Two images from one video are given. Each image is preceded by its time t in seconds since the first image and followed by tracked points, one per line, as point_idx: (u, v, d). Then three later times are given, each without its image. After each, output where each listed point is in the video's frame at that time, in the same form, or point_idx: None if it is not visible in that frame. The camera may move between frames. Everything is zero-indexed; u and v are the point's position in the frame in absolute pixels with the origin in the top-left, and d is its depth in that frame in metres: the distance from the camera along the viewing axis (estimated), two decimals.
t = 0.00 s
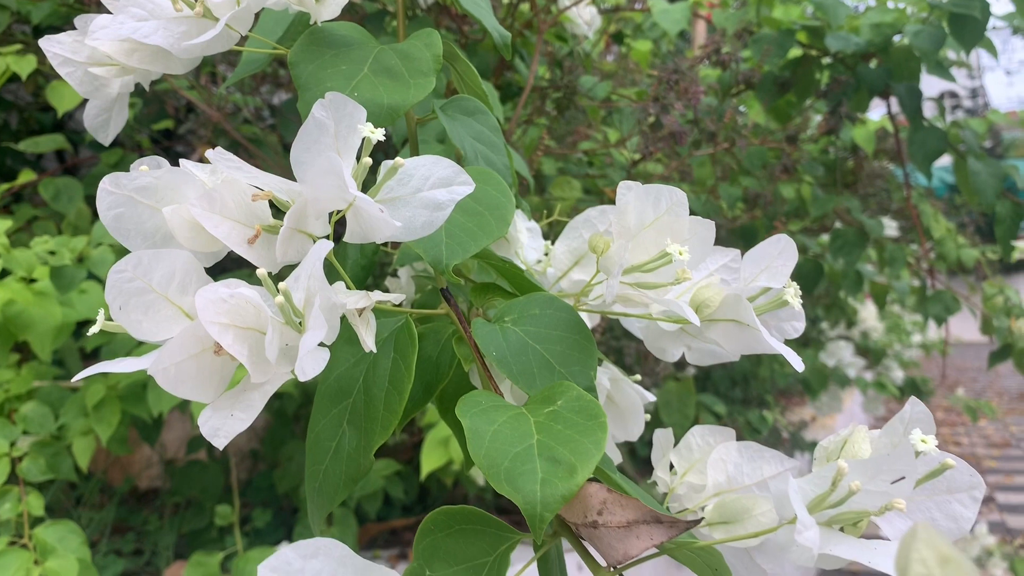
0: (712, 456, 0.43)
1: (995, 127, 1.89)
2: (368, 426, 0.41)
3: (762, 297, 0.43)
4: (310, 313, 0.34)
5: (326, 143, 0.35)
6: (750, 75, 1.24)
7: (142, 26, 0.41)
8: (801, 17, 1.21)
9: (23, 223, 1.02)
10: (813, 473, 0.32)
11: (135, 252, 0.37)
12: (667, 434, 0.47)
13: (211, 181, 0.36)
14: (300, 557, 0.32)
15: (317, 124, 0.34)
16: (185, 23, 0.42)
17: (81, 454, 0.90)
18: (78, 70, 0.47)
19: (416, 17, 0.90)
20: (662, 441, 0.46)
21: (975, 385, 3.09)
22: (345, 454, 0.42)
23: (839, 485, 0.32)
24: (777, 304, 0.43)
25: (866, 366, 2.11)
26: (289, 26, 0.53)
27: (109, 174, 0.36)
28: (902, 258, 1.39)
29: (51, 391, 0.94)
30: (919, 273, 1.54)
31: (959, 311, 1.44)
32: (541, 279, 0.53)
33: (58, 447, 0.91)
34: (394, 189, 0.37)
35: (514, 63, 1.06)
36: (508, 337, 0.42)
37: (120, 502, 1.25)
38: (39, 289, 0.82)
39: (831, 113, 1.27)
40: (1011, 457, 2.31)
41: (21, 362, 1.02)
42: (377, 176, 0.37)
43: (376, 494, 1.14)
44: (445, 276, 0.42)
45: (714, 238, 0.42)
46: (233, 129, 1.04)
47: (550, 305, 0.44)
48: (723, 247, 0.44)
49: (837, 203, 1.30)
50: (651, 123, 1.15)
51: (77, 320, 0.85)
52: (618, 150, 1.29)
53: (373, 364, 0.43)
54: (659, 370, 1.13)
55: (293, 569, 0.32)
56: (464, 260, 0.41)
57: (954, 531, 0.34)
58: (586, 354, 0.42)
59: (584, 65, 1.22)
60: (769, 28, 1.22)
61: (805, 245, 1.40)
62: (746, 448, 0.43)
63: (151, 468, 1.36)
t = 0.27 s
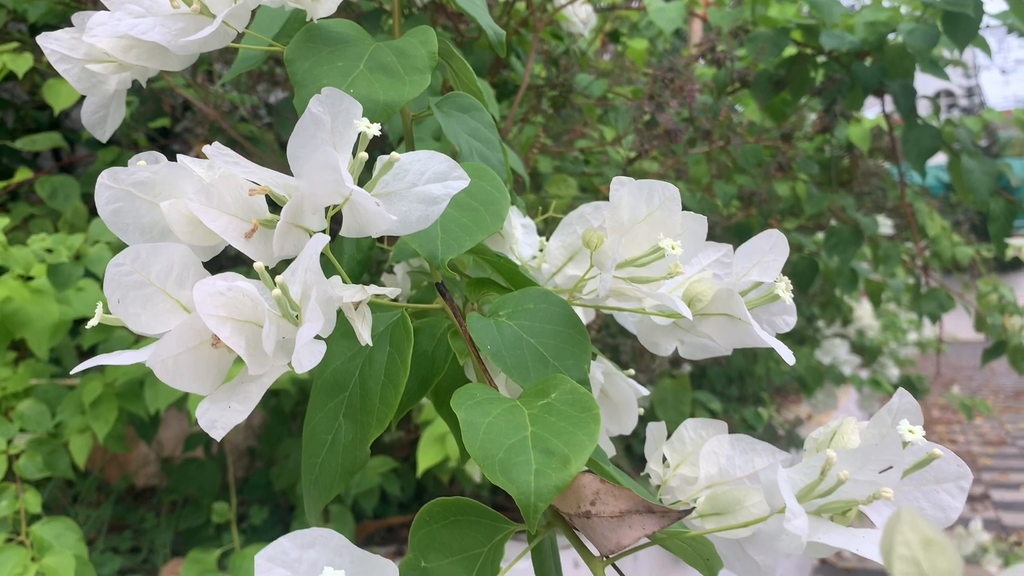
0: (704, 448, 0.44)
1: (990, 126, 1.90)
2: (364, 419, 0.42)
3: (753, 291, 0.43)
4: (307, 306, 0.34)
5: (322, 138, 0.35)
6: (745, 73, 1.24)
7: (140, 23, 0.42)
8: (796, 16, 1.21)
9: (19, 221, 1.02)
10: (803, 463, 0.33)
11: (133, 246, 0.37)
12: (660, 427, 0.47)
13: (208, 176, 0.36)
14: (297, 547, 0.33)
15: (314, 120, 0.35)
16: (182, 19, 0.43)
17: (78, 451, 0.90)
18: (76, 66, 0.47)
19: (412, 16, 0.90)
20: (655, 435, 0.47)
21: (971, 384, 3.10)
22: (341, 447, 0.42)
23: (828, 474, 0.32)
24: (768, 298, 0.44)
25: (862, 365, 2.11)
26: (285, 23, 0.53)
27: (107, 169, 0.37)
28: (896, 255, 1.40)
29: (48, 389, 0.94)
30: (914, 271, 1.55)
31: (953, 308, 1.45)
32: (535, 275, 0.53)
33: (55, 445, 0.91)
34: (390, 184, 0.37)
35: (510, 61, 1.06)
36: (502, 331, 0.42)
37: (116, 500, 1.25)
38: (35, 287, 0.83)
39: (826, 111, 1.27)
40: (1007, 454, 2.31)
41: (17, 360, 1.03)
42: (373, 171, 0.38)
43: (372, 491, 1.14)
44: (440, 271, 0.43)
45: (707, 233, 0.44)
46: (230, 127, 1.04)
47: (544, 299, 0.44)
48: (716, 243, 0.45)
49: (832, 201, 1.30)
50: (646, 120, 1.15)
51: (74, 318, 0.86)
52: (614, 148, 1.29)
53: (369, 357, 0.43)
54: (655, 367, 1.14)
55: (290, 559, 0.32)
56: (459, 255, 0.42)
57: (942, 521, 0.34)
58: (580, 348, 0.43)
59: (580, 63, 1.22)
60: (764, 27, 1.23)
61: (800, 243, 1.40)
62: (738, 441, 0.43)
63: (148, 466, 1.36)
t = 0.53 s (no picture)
0: (697, 441, 0.44)
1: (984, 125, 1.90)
2: (359, 412, 0.42)
3: (745, 287, 0.44)
4: (302, 300, 0.34)
5: (317, 134, 0.35)
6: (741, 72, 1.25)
7: (136, 20, 0.42)
8: (791, 14, 1.22)
9: (16, 219, 1.03)
10: (790, 454, 0.33)
11: (130, 241, 0.37)
12: (653, 421, 0.48)
13: (204, 172, 0.36)
14: (292, 539, 0.33)
15: (309, 116, 0.35)
16: (178, 17, 0.43)
17: (75, 449, 0.91)
18: (72, 63, 0.48)
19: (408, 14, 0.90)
20: (648, 429, 0.47)
21: (966, 382, 3.11)
22: (337, 441, 0.42)
23: (816, 464, 0.33)
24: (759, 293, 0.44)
25: (857, 363, 2.12)
26: (280, 21, 0.54)
27: (104, 165, 0.37)
28: (890, 253, 1.40)
29: (45, 387, 0.94)
30: (908, 269, 1.56)
31: (947, 306, 1.46)
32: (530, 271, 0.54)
33: (51, 443, 0.91)
34: (385, 180, 0.38)
35: (506, 59, 1.06)
36: (496, 326, 0.43)
37: (113, 498, 1.26)
38: (32, 285, 0.83)
39: (821, 109, 1.28)
40: (1002, 452, 2.32)
41: (13, 358, 1.03)
42: (367, 167, 0.38)
43: (369, 489, 1.14)
44: (435, 266, 0.43)
45: (699, 229, 0.44)
46: (226, 126, 1.04)
47: (538, 295, 0.45)
48: (708, 238, 0.45)
49: (827, 199, 1.31)
50: (641, 119, 1.16)
51: (71, 316, 0.86)
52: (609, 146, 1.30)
53: (364, 352, 0.44)
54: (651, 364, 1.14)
55: (285, 551, 0.33)
56: (453, 251, 0.42)
57: (930, 512, 0.35)
58: (573, 342, 0.43)
59: (575, 62, 1.23)
60: (759, 25, 1.23)
61: (796, 241, 1.41)
62: (730, 435, 0.44)
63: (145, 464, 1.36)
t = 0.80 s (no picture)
0: (689, 434, 0.44)
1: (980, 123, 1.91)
2: (354, 406, 0.42)
3: (736, 281, 0.44)
4: (296, 294, 0.35)
5: (311, 129, 0.36)
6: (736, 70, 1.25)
7: (131, 17, 0.42)
8: (787, 13, 1.22)
9: (12, 217, 1.03)
10: (780, 445, 0.33)
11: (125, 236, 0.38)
12: (645, 415, 0.48)
13: (199, 168, 0.37)
14: (286, 531, 0.33)
15: (303, 111, 0.36)
16: (173, 14, 0.43)
17: (71, 447, 0.91)
18: (68, 60, 0.48)
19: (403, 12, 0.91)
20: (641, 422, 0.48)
21: (962, 380, 3.12)
22: (331, 435, 0.43)
23: (804, 456, 0.33)
24: (750, 288, 0.45)
25: (853, 360, 2.13)
26: (276, 19, 0.54)
27: (100, 161, 0.37)
28: (885, 250, 1.41)
29: (41, 385, 0.94)
30: (903, 266, 1.56)
31: (941, 303, 1.46)
32: (524, 267, 0.54)
33: (48, 441, 0.91)
34: (378, 175, 0.38)
35: (502, 57, 1.07)
36: (490, 321, 0.43)
37: (110, 496, 1.26)
38: (28, 284, 0.83)
39: (815, 107, 1.28)
40: (997, 449, 2.33)
41: (10, 356, 1.03)
42: (361, 162, 0.38)
43: (365, 486, 1.14)
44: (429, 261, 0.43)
45: (690, 224, 0.45)
46: (222, 124, 1.05)
47: (531, 290, 0.45)
48: (699, 234, 0.46)
49: (822, 196, 1.32)
50: (637, 117, 1.16)
51: (67, 314, 0.86)
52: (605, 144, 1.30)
53: (358, 347, 0.44)
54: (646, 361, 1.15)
55: (279, 542, 0.33)
56: (447, 246, 0.42)
57: (917, 502, 0.35)
58: (566, 337, 0.43)
59: (571, 60, 1.23)
60: (754, 24, 1.23)
61: (791, 239, 1.41)
62: (721, 428, 0.44)
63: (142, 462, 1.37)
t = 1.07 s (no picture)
0: (680, 428, 0.44)
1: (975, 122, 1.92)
2: (348, 401, 0.43)
3: (726, 277, 0.45)
4: (289, 290, 0.35)
5: (304, 126, 0.36)
6: (731, 69, 1.25)
7: (126, 15, 0.43)
8: (781, 12, 1.23)
9: (8, 216, 1.03)
10: (767, 437, 0.34)
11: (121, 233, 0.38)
12: (638, 410, 0.48)
13: (193, 165, 0.37)
14: (280, 523, 0.34)
15: (296, 108, 0.36)
16: (168, 13, 0.44)
17: (67, 445, 0.91)
18: (64, 59, 0.48)
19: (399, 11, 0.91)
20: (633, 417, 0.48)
21: (958, 378, 3.13)
22: (326, 429, 0.43)
23: (790, 447, 0.33)
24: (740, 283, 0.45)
25: (848, 359, 2.14)
26: (270, 18, 0.54)
27: (95, 157, 0.38)
28: (879, 248, 1.41)
29: (38, 383, 0.95)
30: (897, 264, 1.57)
31: (935, 301, 1.47)
32: (517, 264, 0.54)
33: (44, 439, 0.91)
34: (371, 172, 0.38)
35: (498, 56, 1.07)
36: (483, 317, 0.44)
37: (107, 495, 1.26)
38: (25, 282, 0.84)
39: (810, 106, 1.29)
40: (992, 447, 2.34)
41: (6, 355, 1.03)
42: (354, 159, 0.39)
43: (362, 484, 1.14)
44: (422, 258, 0.44)
45: (680, 220, 0.45)
46: (218, 123, 1.05)
47: (523, 285, 0.45)
48: (690, 231, 0.46)
49: (816, 195, 1.32)
50: (631, 115, 1.17)
51: (63, 312, 0.86)
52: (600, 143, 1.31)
53: (352, 343, 0.44)
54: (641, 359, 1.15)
55: (274, 534, 0.33)
56: (440, 242, 0.42)
57: (903, 495, 0.35)
58: (558, 332, 0.44)
59: (566, 59, 1.24)
60: (749, 22, 1.24)
61: (786, 237, 1.42)
62: (712, 423, 0.44)
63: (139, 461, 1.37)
